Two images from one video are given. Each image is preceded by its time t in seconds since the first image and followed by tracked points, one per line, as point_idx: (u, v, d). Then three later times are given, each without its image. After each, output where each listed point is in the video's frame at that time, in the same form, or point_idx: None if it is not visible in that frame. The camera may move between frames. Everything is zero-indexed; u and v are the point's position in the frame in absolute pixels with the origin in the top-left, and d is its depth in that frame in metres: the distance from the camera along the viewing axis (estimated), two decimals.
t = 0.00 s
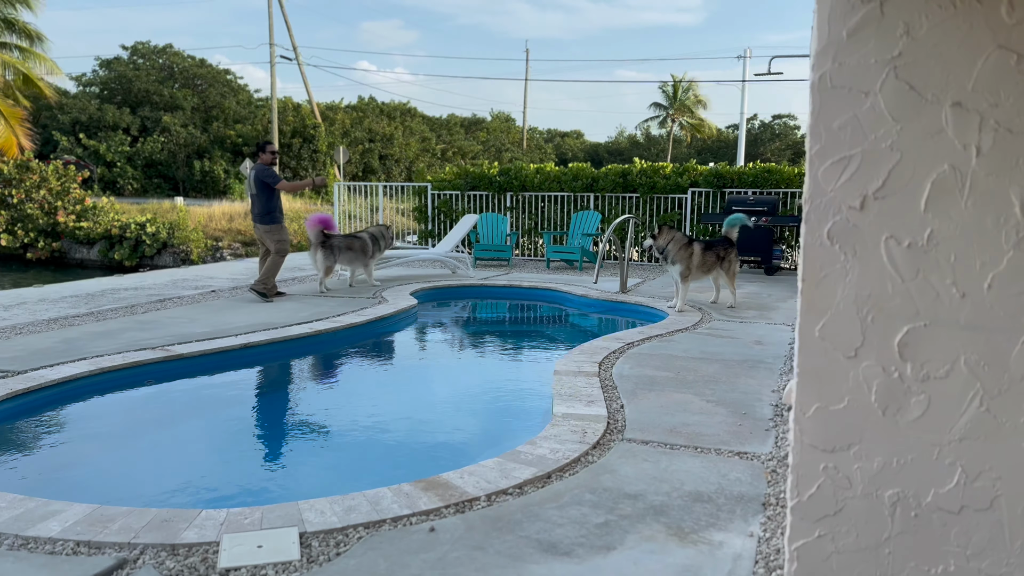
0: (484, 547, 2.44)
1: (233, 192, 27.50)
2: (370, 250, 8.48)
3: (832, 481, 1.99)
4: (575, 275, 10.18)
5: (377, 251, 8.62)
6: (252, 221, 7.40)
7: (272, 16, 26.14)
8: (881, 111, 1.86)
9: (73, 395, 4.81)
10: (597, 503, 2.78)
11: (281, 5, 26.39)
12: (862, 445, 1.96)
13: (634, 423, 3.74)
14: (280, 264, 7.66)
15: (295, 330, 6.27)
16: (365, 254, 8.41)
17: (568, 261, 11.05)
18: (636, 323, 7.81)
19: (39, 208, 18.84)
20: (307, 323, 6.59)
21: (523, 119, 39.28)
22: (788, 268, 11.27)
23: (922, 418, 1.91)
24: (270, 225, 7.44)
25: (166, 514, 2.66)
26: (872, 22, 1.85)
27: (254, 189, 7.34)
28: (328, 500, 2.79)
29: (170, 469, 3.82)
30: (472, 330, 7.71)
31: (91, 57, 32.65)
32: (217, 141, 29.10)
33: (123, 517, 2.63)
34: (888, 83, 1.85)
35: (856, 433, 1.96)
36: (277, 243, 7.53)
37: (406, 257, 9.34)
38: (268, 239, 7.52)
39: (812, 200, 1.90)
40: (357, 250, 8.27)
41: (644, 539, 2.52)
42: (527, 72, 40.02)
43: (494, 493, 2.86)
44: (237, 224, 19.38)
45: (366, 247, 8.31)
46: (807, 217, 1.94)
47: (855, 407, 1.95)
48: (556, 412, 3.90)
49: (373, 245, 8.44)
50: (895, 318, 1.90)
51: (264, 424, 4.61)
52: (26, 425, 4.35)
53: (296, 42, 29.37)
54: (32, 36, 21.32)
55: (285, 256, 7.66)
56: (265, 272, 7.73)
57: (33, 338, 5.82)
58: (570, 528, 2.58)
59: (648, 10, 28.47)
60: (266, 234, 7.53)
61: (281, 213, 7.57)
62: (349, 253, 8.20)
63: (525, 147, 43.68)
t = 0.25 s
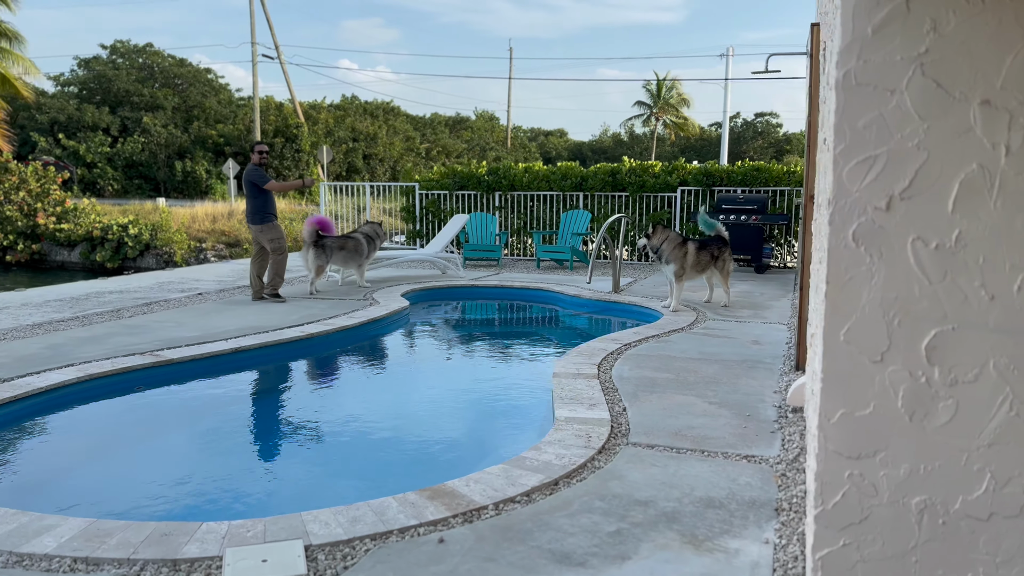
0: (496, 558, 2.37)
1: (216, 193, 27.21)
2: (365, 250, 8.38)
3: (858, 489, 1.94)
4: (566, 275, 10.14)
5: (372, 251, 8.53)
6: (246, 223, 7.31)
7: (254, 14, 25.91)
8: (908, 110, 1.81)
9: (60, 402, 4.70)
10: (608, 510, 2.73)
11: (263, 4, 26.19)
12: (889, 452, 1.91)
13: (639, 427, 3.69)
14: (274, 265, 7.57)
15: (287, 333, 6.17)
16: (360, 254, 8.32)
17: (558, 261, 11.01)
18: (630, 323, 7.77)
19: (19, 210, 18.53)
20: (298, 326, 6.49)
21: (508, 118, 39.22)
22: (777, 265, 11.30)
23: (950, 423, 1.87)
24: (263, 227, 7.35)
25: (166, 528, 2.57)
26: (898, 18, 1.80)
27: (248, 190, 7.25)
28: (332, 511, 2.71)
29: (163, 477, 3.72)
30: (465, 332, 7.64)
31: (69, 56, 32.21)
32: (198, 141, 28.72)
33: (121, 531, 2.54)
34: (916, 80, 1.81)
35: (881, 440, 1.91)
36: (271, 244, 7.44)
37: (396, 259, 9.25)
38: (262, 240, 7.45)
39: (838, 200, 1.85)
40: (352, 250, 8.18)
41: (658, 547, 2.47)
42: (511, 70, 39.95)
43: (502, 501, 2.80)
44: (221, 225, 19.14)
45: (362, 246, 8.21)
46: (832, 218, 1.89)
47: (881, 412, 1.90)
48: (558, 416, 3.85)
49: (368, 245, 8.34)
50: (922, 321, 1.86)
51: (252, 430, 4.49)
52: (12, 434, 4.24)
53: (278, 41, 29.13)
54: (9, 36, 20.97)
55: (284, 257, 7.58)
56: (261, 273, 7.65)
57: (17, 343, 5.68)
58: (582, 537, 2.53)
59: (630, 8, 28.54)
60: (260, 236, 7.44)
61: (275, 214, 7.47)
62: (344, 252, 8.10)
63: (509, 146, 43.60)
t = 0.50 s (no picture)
0: (513, 569, 2.33)
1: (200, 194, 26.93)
2: (359, 252, 8.31)
3: (886, 497, 1.91)
4: (558, 275, 10.10)
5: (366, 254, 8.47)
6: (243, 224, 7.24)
7: (237, 13, 25.68)
8: (937, 112, 1.78)
9: (53, 411, 4.61)
10: (622, 518, 2.69)
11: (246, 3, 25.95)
12: (919, 459, 1.88)
13: (645, 431, 3.66)
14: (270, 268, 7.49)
15: (282, 337, 6.09)
16: (354, 257, 8.25)
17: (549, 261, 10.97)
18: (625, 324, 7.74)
19: None
20: (292, 330, 6.41)
21: (493, 117, 39.12)
22: (768, 264, 11.31)
23: (980, 430, 1.85)
24: (260, 229, 7.27)
25: (172, 542, 2.50)
26: (928, 19, 1.77)
27: (247, 192, 7.18)
28: (341, 522, 2.66)
29: (163, 487, 3.65)
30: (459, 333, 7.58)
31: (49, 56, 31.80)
32: (181, 141, 28.29)
33: (126, 546, 2.48)
34: (945, 82, 1.78)
35: (910, 447, 1.88)
36: (268, 246, 7.37)
37: (388, 260, 9.18)
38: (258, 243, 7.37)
39: (867, 204, 1.82)
40: (347, 252, 8.12)
41: (677, 556, 2.43)
42: (495, 69, 39.86)
43: (514, 510, 2.75)
44: (206, 226, 18.90)
45: (356, 248, 8.15)
46: (860, 223, 1.85)
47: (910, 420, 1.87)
48: (563, 420, 3.80)
49: (362, 247, 8.27)
50: (952, 327, 1.83)
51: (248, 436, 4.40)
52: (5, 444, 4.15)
53: (261, 40, 28.88)
54: None
55: (279, 260, 7.49)
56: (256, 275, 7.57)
57: (6, 350, 5.57)
58: (599, 546, 2.49)
59: (613, 7, 28.56)
60: (257, 238, 7.36)
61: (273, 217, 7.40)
62: (338, 255, 8.04)
63: (495, 145, 43.50)
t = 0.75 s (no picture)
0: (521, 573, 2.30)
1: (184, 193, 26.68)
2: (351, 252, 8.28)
3: (900, 496, 1.90)
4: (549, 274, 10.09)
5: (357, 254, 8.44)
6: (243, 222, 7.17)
7: (220, 11, 25.47)
8: (953, 109, 1.77)
9: (44, 414, 4.54)
10: (628, 519, 2.67)
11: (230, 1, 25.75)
12: (933, 459, 1.87)
13: (646, 430, 3.64)
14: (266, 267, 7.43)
15: (274, 338, 6.04)
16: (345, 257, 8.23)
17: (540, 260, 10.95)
18: (618, 322, 7.73)
19: None
20: (284, 331, 6.35)
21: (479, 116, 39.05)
22: (757, 261, 11.33)
23: (996, 429, 1.84)
24: (259, 228, 7.22)
25: (173, 548, 2.46)
26: (943, 15, 1.75)
27: (248, 190, 7.12)
28: (345, 526, 2.62)
29: (159, 489, 3.59)
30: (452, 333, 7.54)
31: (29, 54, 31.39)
32: (164, 141, 28.04)
33: (126, 553, 2.43)
34: (960, 80, 1.76)
35: (926, 446, 1.87)
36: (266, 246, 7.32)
37: (379, 260, 9.12)
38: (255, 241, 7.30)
39: (882, 202, 1.80)
40: (339, 252, 8.09)
41: (685, 557, 2.42)
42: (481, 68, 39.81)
43: (519, 511, 2.73)
44: (192, 226, 18.74)
45: (349, 249, 8.12)
46: (875, 221, 1.84)
47: (926, 419, 1.86)
48: (563, 420, 3.78)
49: (354, 248, 8.25)
50: (967, 326, 1.82)
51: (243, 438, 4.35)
52: None
53: (245, 38, 28.67)
54: None
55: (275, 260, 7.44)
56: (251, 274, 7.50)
57: None
58: (606, 548, 2.46)
59: (597, 5, 28.62)
60: (256, 237, 7.30)
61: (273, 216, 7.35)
62: (330, 255, 8.01)
63: (481, 144, 43.42)
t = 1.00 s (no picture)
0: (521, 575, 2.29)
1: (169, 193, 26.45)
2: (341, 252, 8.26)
3: (902, 496, 1.90)
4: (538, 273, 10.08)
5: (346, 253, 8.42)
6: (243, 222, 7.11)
7: (205, 9, 25.28)
8: (954, 109, 1.77)
9: (33, 417, 4.49)
10: (626, 519, 2.66)
11: None
12: (935, 458, 1.87)
13: (641, 430, 3.63)
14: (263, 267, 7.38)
15: (264, 339, 6.00)
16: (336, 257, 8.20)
17: (530, 259, 10.94)
18: (608, 321, 7.73)
19: None
20: (274, 331, 6.31)
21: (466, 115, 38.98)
22: (746, 260, 11.37)
23: (996, 427, 1.84)
24: (258, 228, 7.17)
25: (168, 553, 2.43)
26: (944, 15, 1.75)
27: (246, 190, 7.07)
28: (342, 528, 2.60)
29: (150, 491, 3.55)
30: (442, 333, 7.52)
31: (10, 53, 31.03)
32: (149, 140, 27.76)
33: (120, 558, 2.40)
34: (961, 79, 1.77)
35: (927, 445, 1.87)
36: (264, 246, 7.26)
37: (368, 260, 9.08)
38: (251, 240, 7.26)
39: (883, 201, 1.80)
40: (330, 252, 8.06)
41: (684, 557, 2.41)
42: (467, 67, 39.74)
43: (517, 513, 2.71)
44: (178, 226, 18.59)
45: (340, 247, 8.10)
46: (875, 220, 1.83)
47: (928, 417, 1.86)
48: (557, 420, 3.77)
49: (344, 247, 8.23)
50: (968, 325, 1.82)
51: (234, 440, 4.31)
52: None
53: (231, 37, 28.47)
54: None
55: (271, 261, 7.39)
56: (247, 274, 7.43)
57: None
58: (605, 549, 2.45)
59: (582, 4, 28.60)
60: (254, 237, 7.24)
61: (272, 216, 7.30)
62: (321, 254, 7.98)
63: (467, 143, 43.35)
